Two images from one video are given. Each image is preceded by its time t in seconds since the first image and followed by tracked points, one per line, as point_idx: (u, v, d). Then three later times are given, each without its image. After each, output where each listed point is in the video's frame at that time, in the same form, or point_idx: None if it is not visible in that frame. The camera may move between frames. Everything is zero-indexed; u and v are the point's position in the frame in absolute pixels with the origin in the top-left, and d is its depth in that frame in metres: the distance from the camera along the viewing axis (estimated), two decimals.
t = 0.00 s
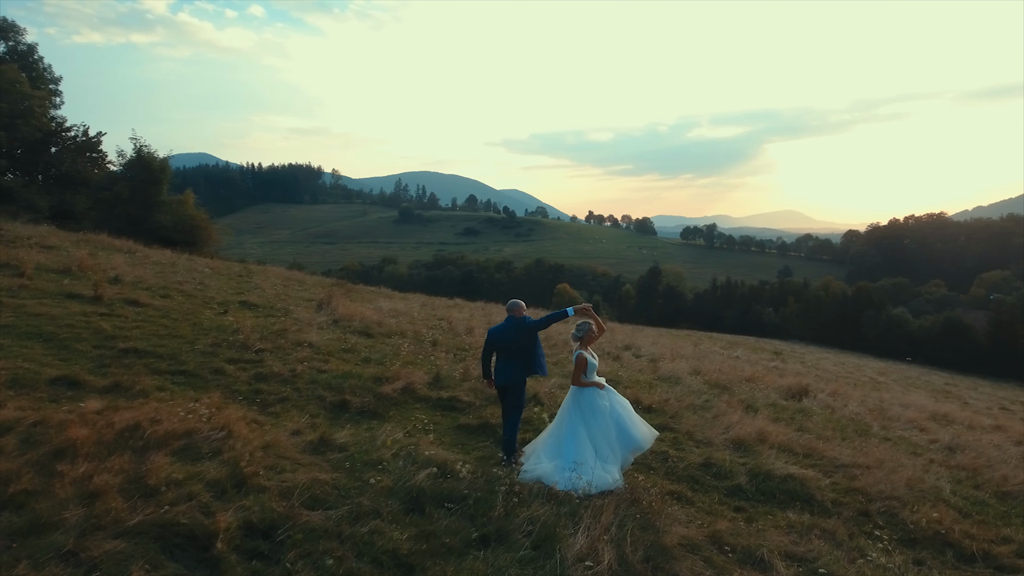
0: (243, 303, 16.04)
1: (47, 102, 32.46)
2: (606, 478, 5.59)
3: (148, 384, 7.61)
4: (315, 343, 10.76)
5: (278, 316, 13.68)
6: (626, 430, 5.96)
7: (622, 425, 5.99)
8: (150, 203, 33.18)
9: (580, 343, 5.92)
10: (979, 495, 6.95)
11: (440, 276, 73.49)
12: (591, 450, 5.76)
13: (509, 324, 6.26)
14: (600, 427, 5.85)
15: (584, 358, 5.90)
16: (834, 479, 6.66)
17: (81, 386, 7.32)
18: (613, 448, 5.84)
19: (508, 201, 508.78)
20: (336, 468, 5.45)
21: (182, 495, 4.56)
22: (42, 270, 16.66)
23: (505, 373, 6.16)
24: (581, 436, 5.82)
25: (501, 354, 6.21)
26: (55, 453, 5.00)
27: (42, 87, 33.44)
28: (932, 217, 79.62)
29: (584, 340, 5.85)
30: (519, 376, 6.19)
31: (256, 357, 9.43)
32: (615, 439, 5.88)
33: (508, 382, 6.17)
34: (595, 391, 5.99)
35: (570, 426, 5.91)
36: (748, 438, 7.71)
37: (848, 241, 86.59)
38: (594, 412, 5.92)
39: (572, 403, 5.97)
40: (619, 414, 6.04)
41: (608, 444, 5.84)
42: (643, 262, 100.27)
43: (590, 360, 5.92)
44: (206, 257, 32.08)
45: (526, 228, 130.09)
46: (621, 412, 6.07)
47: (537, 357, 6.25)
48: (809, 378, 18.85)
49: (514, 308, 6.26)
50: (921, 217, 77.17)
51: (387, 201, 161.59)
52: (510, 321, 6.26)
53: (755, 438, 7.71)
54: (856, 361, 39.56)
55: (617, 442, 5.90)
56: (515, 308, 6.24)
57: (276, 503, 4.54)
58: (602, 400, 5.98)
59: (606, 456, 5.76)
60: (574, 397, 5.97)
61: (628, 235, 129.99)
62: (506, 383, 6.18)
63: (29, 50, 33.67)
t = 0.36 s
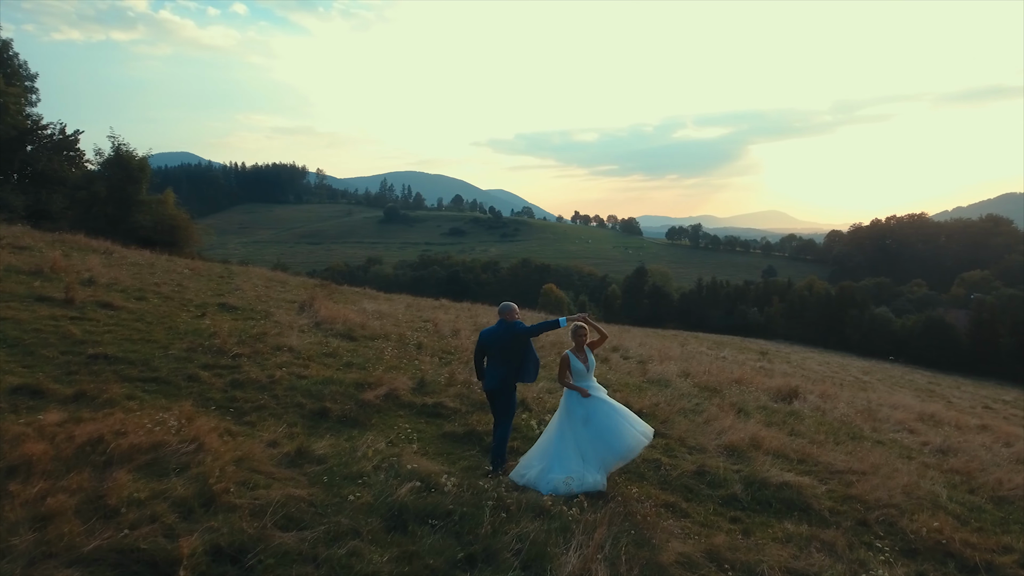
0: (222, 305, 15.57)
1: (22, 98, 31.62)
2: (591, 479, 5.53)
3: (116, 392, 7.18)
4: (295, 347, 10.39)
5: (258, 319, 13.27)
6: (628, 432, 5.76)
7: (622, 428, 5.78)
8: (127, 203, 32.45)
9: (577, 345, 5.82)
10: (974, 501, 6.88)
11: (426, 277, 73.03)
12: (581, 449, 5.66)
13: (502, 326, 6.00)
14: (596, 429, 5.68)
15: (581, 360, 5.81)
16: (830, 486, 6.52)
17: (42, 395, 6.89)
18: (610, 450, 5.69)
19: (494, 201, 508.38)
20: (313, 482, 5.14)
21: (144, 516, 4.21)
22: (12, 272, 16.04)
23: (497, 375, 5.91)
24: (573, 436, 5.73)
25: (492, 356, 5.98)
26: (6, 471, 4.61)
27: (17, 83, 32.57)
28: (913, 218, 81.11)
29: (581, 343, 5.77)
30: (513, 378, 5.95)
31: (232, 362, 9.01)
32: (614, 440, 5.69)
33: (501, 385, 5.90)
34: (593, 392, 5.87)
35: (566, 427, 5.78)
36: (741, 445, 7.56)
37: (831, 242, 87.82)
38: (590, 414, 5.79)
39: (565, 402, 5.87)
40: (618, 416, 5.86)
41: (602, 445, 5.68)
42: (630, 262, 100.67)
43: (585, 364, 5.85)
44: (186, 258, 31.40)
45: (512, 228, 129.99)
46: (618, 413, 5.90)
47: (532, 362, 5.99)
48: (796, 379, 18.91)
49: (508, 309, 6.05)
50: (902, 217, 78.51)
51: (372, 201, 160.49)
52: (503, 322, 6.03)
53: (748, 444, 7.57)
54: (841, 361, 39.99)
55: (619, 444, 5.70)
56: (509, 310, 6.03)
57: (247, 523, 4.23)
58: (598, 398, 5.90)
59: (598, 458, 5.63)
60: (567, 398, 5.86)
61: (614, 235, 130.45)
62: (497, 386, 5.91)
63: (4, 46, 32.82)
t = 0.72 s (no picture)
0: (204, 307, 15.12)
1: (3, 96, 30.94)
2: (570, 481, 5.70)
3: (85, 401, 6.78)
4: (277, 351, 10.02)
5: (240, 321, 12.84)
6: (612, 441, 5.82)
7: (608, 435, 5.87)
8: (111, 202, 32.24)
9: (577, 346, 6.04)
10: (976, 507, 6.76)
11: (416, 277, 72.68)
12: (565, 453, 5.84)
13: (496, 332, 5.74)
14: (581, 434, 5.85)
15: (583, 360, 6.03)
16: (831, 495, 6.35)
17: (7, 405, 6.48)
18: (593, 458, 5.78)
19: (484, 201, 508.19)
20: (292, 498, 4.83)
21: (105, 541, 3.88)
22: None
23: (495, 382, 5.64)
24: (559, 438, 5.94)
25: (487, 364, 5.69)
26: None
27: None
28: (900, 218, 82.30)
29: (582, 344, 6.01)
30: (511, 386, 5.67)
31: (212, 367, 8.61)
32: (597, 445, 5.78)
33: (501, 392, 5.64)
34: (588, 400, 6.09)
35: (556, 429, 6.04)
36: (739, 451, 7.36)
37: (819, 241, 88.80)
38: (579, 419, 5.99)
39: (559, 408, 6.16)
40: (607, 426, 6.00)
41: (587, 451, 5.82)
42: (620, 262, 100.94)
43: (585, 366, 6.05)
44: (171, 258, 30.86)
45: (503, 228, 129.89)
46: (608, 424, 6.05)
47: (527, 366, 5.80)
48: (786, 380, 18.98)
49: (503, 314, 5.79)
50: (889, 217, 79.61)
51: (361, 200, 159.62)
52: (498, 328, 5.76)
53: (746, 451, 7.39)
54: (831, 360, 40.24)
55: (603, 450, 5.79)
56: (504, 315, 5.77)
57: (216, 547, 3.93)
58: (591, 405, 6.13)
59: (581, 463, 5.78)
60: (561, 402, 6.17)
61: (604, 235, 130.79)
62: (497, 393, 5.63)
63: None
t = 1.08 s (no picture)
0: (187, 309, 14.70)
1: None
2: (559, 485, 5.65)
3: (52, 411, 6.40)
4: (261, 354, 9.63)
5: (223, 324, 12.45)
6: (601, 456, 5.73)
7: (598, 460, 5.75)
8: (96, 202, 31.55)
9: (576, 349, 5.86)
10: (979, 514, 6.63)
11: (407, 277, 72.30)
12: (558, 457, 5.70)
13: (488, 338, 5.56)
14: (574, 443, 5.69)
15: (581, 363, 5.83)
16: (833, 503, 6.16)
17: None
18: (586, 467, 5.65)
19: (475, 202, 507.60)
20: (268, 517, 4.52)
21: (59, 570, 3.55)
22: None
23: (487, 390, 5.41)
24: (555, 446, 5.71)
25: (476, 371, 5.48)
26: None
27: None
28: (889, 219, 83.21)
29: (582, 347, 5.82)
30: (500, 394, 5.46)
31: (190, 372, 8.21)
32: (585, 465, 5.61)
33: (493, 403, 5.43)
34: (586, 412, 5.93)
35: (547, 429, 5.84)
36: (737, 459, 7.14)
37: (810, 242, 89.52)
38: (577, 430, 5.81)
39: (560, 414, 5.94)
40: (600, 447, 5.89)
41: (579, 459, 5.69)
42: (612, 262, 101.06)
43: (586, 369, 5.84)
44: (157, 259, 30.37)
45: (495, 228, 129.72)
46: (601, 445, 5.93)
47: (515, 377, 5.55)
48: (780, 382, 18.96)
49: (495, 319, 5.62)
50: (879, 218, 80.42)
51: (352, 200, 158.74)
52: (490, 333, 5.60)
53: (744, 458, 7.19)
54: (822, 361, 40.41)
55: (588, 472, 5.61)
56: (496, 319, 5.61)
57: None
58: (592, 420, 5.99)
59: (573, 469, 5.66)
60: (562, 404, 6.00)
61: (596, 235, 131.00)
62: (488, 403, 5.42)
63: None
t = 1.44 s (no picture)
0: (171, 311, 14.30)
1: None
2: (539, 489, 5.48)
3: (18, 421, 6.03)
4: (244, 358, 9.28)
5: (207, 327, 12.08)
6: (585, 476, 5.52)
7: (582, 474, 5.48)
8: (83, 202, 31.07)
9: (574, 356, 5.59)
10: (985, 524, 6.50)
11: (400, 277, 71.96)
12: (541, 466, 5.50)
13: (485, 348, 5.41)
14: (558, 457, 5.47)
15: (578, 371, 5.54)
16: (837, 514, 5.98)
17: None
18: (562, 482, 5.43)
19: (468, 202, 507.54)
20: (244, 539, 4.22)
21: None
22: None
23: (482, 404, 5.25)
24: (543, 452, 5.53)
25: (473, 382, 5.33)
26: None
27: None
28: (880, 219, 83.92)
29: (581, 353, 5.54)
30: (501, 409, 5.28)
31: (169, 378, 7.85)
32: (565, 480, 5.40)
33: (488, 417, 5.24)
34: (582, 422, 5.64)
35: (533, 439, 5.66)
36: (736, 467, 6.93)
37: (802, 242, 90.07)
38: (561, 441, 5.57)
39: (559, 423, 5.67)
40: (588, 460, 5.59)
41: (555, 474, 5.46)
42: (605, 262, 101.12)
43: (582, 377, 5.53)
44: (144, 259, 29.93)
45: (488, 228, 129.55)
46: (591, 457, 5.62)
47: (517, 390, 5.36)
48: (773, 383, 18.91)
49: (494, 329, 5.46)
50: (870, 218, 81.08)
51: (345, 200, 158.07)
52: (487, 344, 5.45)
53: (745, 466, 7.00)
54: (815, 361, 40.51)
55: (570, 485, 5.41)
56: (494, 327, 5.46)
57: None
58: (584, 430, 5.70)
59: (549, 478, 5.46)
60: (554, 411, 5.76)
61: (590, 235, 131.15)
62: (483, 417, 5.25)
63: None
